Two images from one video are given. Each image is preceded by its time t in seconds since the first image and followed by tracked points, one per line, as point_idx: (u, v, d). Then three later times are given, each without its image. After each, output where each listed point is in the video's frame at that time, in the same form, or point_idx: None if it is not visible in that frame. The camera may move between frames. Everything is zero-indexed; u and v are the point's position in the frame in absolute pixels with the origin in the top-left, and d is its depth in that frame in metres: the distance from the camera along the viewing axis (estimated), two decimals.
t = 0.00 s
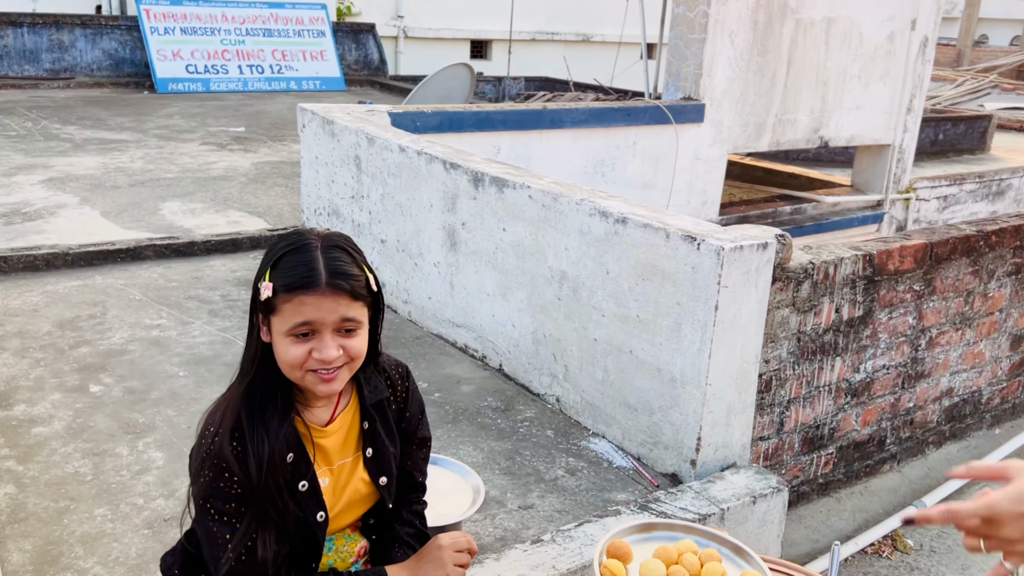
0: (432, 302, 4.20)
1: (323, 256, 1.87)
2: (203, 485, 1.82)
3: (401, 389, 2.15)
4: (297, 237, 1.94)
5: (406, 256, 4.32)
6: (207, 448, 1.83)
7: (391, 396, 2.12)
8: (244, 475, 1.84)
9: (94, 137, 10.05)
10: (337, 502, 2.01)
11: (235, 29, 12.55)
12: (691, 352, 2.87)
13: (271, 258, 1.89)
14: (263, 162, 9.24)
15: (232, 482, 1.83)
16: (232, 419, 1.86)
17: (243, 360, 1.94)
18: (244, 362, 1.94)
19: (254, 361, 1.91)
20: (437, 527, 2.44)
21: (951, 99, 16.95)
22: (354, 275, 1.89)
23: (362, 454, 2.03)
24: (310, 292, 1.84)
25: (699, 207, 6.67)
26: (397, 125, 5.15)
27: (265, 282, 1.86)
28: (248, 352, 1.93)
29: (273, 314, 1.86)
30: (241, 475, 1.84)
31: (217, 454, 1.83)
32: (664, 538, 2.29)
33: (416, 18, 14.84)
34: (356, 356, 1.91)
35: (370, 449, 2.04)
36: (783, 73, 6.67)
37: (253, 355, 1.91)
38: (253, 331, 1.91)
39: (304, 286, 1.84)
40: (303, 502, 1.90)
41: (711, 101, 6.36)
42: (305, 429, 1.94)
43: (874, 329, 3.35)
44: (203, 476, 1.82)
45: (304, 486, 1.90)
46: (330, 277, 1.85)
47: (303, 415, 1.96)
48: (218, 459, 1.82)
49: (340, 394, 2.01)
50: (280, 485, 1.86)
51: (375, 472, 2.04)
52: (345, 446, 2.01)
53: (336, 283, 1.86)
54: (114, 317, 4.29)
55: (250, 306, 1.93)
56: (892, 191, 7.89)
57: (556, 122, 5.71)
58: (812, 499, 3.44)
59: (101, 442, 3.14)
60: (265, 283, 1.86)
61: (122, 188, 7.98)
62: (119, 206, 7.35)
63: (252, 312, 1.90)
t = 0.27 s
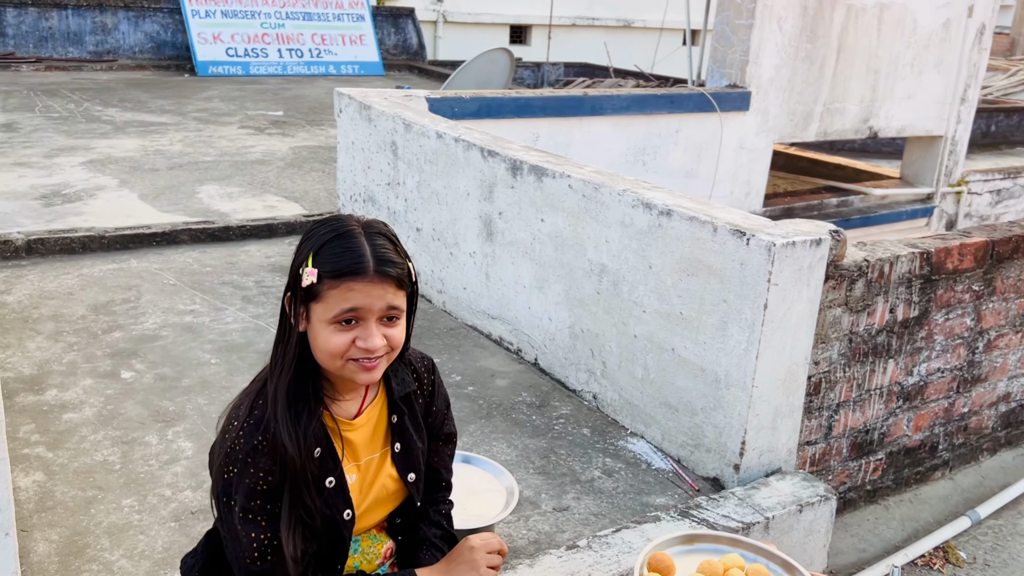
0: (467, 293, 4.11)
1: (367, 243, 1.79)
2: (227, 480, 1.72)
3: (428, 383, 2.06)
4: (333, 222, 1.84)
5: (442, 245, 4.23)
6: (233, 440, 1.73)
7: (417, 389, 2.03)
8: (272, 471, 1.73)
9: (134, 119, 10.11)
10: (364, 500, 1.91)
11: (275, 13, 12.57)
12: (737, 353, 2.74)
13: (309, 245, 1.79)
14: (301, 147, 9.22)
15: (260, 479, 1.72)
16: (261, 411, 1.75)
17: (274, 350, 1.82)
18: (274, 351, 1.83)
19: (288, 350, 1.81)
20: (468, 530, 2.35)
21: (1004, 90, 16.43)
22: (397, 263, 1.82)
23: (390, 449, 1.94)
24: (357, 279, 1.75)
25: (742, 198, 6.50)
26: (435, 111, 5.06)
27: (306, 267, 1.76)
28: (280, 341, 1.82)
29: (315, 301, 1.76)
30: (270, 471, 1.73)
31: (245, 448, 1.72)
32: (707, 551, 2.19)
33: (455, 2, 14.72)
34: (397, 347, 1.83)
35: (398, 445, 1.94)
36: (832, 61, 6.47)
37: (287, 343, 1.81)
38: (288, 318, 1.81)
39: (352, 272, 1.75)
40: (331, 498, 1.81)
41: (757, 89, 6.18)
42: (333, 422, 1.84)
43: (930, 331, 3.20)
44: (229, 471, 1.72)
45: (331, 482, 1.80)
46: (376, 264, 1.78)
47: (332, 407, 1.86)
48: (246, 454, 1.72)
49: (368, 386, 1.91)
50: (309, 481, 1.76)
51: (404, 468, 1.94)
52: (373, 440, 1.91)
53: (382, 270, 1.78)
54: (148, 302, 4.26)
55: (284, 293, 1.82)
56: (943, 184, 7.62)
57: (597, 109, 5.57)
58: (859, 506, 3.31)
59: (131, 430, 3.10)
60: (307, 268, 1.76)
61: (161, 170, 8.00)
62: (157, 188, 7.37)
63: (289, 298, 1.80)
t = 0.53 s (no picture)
0: (503, 289, 4.00)
1: (388, 241, 1.70)
2: (237, 489, 1.65)
3: (453, 394, 1.96)
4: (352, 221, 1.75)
5: (478, 241, 4.13)
6: (245, 447, 1.66)
7: (442, 400, 1.93)
8: (284, 481, 1.65)
9: (178, 106, 10.15)
10: (382, 514, 1.81)
11: None
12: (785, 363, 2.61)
13: (328, 246, 1.69)
14: (341, 134, 9.17)
15: (270, 489, 1.64)
16: (275, 418, 1.68)
17: (293, 356, 1.73)
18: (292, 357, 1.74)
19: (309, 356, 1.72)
20: (495, 548, 2.25)
21: None
22: (419, 260, 1.73)
23: (411, 461, 1.84)
24: (380, 280, 1.66)
25: (790, 193, 6.30)
26: (474, 102, 4.95)
27: (326, 270, 1.67)
28: (299, 347, 1.73)
29: (337, 305, 1.67)
30: (282, 482, 1.65)
31: (257, 456, 1.65)
32: None
33: None
34: (423, 349, 1.74)
35: (420, 457, 1.84)
36: (888, 52, 6.22)
37: (308, 349, 1.72)
38: (308, 325, 1.71)
39: (374, 274, 1.66)
40: (346, 511, 1.72)
41: (808, 80, 5.97)
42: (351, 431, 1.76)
43: (991, 342, 3.02)
44: (239, 480, 1.64)
45: (347, 494, 1.71)
46: (399, 264, 1.68)
47: (351, 417, 1.78)
48: (257, 462, 1.64)
49: (388, 395, 1.83)
50: (322, 493, 1.67)
51: (425, 482, 1.84)
52: (393, 452, 1.82)
53: (405, 269, 1.69)
54: (182, 293, 4.22)
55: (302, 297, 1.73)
56: (1002, 180, 7.19)
57: (641, 100, 5.42)
58: (910, 524, 3.15)
59: (159, 427, 3.04)
60: (327, 271, 1.66)
61: (202, 157, 8.01)
62: (198, 176, 7.37)
63: (308, 303, 1.70)
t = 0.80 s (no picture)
0: (543, 285, 3.88)
1: (415, 229, 1.58)
2: (252, 498, 1.53)
3: (478, 394, 1.82)
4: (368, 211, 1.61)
5: (519, 234, 4.01)
6: (261, 454, 1.54)
7: (466, 401, 1.79)
8: (303, 490, 1.53)
9: (224, 93, 10.18)
10: (405, 523, 1.69)
11: None
12: (842, 372, 2.45)
13: (350, 240, 1.56)
14: (385, 123, 9.10)
15: (288, 498, 1.52)
16: (292, 422, 1.56)
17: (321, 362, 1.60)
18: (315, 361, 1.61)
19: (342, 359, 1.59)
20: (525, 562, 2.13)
21: None
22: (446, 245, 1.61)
23: (435, 467, 1.71)
24: (417, 272, 1.54)
25: (845, 187, 6.08)
26: (518, 91, 4.82)
27: (356, 267, 1.53)
28: (329, 351, 1.59)
29: (372, 303, 1.54)
30: (301, 490, 1.53)
31: (273, 464, 1.53)
32: None
33: None
34: (459, 337, 1.64)
35: (444, 463, 1.70)
36: (952, 42, 5.93)
37: (339, 352, 1.58)
38: (337, 327, 1.58)
39: (411, 265, 1.53)
40: (367, 521, 1.59)
41: (866, 71, 5.72)
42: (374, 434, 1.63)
43: None
44: (254, 489, 1.52)
45: (368, 503, 1.59)
46: (432, 252, 1.56)
47: (373, 420, 1.66)
48: (273, 469, 1.52)
49: (412, 395, 1.70)
50: (343, 502, 1.55)
51: (451, 488, 1.71)
52: (416, 456, 1.69)
53: (438, 256, 1.57)
54: (218, 284, 4.17)
55: (326, 299, 1.58)
56: None
57: (690, 90, 5.24)
58: (971, 543, 2.96)
59: (189, 422, 2.98)
60: (358, 268, 1.53)
61: (246, 145, 8.00)
62: (241, 164, 7.35)
63: (338, 304, 1.56)
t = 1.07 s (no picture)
0: (588, 287, 3.76)
1: (433, 225, 1.46)
2: (266, 510, 1.44)
3: (509, 408, 1.66)
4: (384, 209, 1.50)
5: (563, 234, 3.90)
6: (277, 464, 1.44)
7: (496, 414, 1.64)
8: (318, 504, 1.42)
9: (273, 86, 10.22)
10: (429, 542, 1.55)
11: None
12: (904, 389, 2.30)
13: (366, 238, 1.45)
14: (431, 117, 9.04)
15: (303, 512, 1.42)
16: (309, 433, 1.45)
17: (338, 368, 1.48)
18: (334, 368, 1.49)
19: (360, 364, 1.47)
20: None
21: None
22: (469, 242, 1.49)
23: (461, 482, 1.57)
24: (437, 269, 1.42)
25: (905, 187, 5.85)
26: (566, 85, 4.71)
27: (372, 265, 1.42)
28: (347, 357, 1.48)
29: (390, 303, 1.42)
30: (316, 504, 1.43)
31: (288, 476, 1.43)
32: None
33: None
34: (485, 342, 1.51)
35: (470, 478, 1.56)
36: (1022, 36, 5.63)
37: (357, 357, 1.47)
38: (354, 330, 1.46)
39: (430, 262, 1.41)
40: (387, 538, 1.49)
41: (930, 66, 5.48)
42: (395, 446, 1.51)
43: None
44: (269, 501, 1.43)
45: (389, 518, 1.48)
46: (453, 248, 1.44)
47: (395, 431, 1.53)
48: (288, 482, 1.42)
49: (437, 404, 1.56)
50: (361, 518, 1.44)
51: (477, 505, 1.57)
52: (441, 470, 1.56)
53: (459, 253, 1.44)
54: (259, 280, 4.13)
55: (343, 301, 1.48)
56: None
57: (744, 84, 5.07)
58: None
59: (224, 422, 2.93)
60: (374, 266, 1.42)
61: (293, 138, 8.00)
62: (288, 157, 7.35)
63: (354, 305, 1.45)
